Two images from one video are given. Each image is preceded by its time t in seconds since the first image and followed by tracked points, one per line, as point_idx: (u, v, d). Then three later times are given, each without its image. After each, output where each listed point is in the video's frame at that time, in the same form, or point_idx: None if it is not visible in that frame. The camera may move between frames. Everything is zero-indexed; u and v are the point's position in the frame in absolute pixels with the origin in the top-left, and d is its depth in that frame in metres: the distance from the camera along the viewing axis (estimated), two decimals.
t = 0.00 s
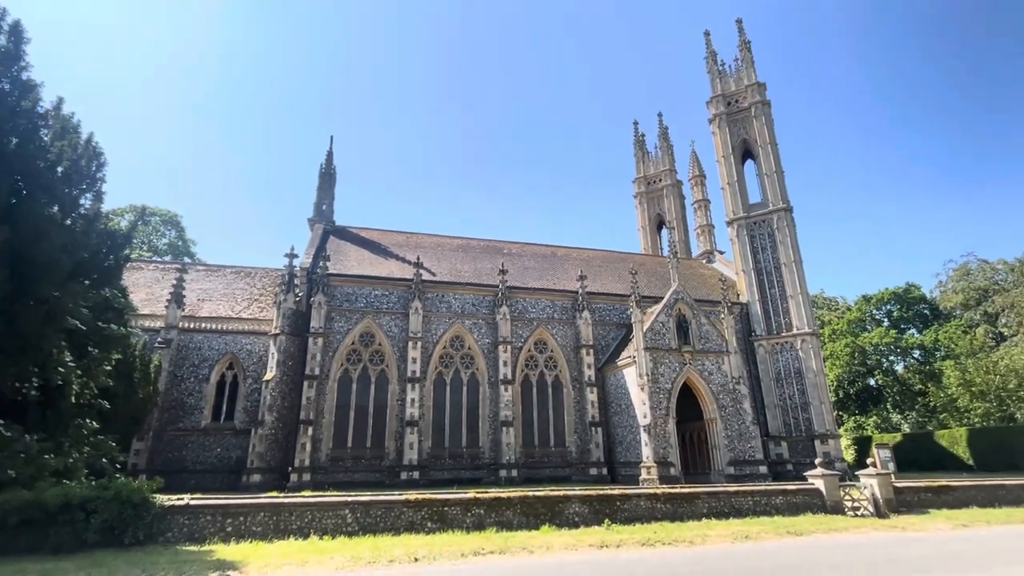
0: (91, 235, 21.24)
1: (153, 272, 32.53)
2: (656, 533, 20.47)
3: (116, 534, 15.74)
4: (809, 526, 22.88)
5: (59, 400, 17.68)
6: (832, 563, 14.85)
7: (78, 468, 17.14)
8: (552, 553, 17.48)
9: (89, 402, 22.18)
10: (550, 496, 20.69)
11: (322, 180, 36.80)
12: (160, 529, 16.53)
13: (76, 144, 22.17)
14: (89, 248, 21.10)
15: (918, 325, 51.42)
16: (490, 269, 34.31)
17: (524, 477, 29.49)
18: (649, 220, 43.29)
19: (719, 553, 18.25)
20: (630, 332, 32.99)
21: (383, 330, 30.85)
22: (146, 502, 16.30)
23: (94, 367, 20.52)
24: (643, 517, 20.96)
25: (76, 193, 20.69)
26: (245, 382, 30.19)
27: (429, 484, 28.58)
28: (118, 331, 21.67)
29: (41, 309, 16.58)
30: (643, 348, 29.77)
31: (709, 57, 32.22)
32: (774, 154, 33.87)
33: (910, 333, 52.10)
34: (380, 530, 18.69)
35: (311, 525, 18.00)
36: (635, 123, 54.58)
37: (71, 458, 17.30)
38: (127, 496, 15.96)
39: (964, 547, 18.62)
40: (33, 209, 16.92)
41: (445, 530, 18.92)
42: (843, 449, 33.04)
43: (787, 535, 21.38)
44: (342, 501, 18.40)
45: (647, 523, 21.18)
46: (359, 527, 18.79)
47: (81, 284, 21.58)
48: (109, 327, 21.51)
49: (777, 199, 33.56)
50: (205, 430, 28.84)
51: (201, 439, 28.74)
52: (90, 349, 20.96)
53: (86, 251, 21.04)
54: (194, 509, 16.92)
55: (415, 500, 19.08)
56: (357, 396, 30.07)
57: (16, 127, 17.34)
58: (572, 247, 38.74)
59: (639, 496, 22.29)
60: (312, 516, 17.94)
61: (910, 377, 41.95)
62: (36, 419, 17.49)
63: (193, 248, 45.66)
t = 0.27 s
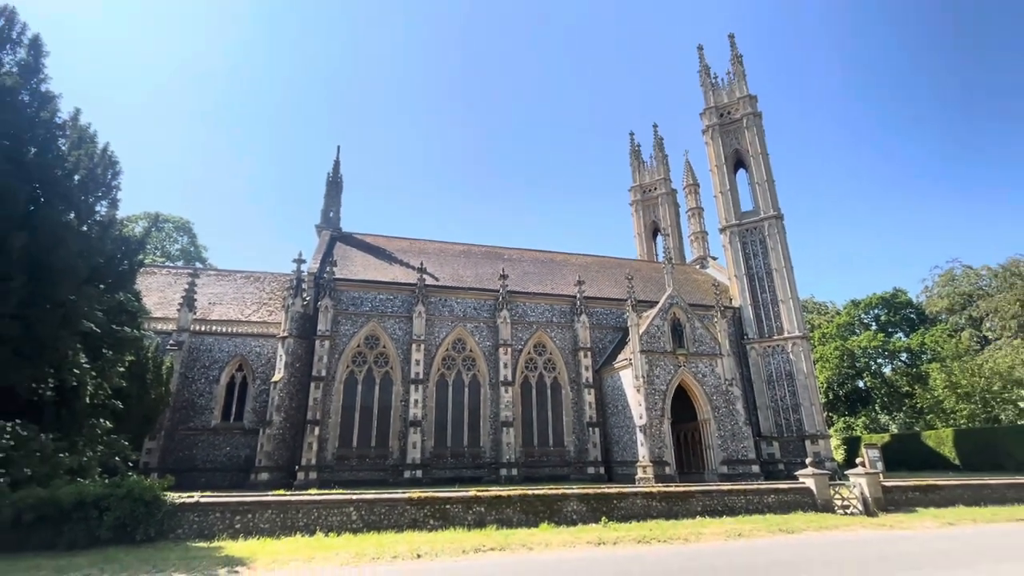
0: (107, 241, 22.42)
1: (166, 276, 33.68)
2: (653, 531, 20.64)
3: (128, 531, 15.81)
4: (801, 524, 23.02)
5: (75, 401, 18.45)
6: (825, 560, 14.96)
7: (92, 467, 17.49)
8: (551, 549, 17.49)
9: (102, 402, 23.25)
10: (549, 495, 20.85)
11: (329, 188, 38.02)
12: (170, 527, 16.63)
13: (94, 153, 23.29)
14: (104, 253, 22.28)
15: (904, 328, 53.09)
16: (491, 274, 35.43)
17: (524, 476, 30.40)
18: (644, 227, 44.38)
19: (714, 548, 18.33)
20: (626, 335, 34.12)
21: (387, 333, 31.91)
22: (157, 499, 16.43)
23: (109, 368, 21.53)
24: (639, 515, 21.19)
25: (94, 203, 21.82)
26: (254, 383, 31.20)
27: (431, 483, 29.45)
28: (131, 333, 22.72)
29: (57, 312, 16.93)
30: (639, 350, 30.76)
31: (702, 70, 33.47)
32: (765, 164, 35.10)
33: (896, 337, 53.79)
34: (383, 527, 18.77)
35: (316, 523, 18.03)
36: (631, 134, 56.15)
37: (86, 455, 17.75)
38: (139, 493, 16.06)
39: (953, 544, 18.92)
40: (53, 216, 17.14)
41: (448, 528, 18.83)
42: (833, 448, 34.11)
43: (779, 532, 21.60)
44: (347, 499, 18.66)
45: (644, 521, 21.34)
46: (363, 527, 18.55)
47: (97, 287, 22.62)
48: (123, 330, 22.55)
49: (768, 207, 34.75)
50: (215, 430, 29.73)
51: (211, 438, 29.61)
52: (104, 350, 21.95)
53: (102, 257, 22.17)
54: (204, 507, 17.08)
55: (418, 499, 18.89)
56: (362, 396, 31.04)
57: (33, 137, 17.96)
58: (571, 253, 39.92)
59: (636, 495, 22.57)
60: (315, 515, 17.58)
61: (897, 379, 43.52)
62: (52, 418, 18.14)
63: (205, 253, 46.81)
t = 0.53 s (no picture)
0: (119, 247, 23.27)
1: (176, 281, 34.64)
2: (650, 531, 20.91)
3: (138, 529, 16.14)
4: (795, 524, 23.24)
5: (87, 402, 19.33)
6: (815, 560, 15.42)
7: (103, 467, 18.15)
8: (550, 549, 17.89)
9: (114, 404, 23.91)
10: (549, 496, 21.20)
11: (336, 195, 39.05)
12: (179, 526, 16.96)
13: (108, 162, 24.17)
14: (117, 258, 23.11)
15: (896, 333, 54.09)
16: (492, 280, 36.34)
17: (524, 477, 31.06)
18: (642, 234, 45.27)
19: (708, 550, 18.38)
20: (624, 339, 35.00)
21: (391, 337, 32.76)
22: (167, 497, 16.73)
23: (120, 370, 22.28)
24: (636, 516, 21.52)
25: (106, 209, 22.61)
26: (261, 386, 32.01)
27: (434, 483, 30.08)
28: (142, 336, 23.54)
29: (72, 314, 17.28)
30: (636, 354, 31.44)
31: (697, 82, 34.48)
32: (759, 173, 36.07)
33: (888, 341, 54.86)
34: (388, 528, 19.08)
35: (322, 522, 18.40)
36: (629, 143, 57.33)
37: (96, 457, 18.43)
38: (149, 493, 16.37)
39: (942, 543, 19.55)
40: (67, 223, 17.54)
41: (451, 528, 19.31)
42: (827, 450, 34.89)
43: (773, 532, 21.88)
44: (350, 499, 18.94)
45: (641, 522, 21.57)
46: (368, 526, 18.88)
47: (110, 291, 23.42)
48: (134, 333, 23.37)
49: (763, 215, 35.72)
50: (222, 431, 30.45)
51: (219, 439, 30.32)
52: (116, 353, 22.69)
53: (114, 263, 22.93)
54: (213, 507, 17.42)
55: (421, 500, 19.37)
56: (367, 398, 31.79)
57: (51, 147, 18.67)
58: (570, 259, 40.87)
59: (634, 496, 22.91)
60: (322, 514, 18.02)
61: (890, 383, 44.30)
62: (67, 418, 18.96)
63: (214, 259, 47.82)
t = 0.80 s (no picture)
0: (121, 252, 23.32)
1: (178, 286, 34.74)
2: (651, 539, 20.73)
3: (138, 536, 15.87)
4: (798, 532, 23.03)
5: (88, 407, 19.32)
6: (819, 568, 15.26)
7: (102, 473, 18.14)
8: (552, 557, 17.79)
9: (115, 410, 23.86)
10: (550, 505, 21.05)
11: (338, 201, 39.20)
12: (178, 532, 16.83)
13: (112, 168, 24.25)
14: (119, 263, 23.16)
15: (898, 339, 53.88)
16: (493, 285, 36.37)
17: (525, 484, 30.92)
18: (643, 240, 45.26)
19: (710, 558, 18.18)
20: (625, 345, 34.97)
21: (392, 342, 32.75)
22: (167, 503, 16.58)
23: (121, 375, 22.20)
24: (638, 524, 21.36)
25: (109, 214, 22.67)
26: (263, 391, 32.00)
27: (434, 490, 29.94)
28: (143, 341, 23.49)
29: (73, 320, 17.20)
30: (638, 360, 31.35)
31: (699, 89, 34.61)
32: (760, 179, 36.14)
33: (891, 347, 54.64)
34: (388, 534, 18.95)
35: (322, 530, 18.31)
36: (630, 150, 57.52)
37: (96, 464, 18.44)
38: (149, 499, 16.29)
39: (946, 551, 19.39)
40: (70, 228, 17.54)
41: (452, 535, 19.17)
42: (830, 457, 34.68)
43: (776, 540, 21.69)
44: (351, 505, 18.71)
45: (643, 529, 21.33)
46: (367, 533, 18.69)
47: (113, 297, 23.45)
48: (136, 338, 23.33)
49: (764, 221, 35.76)
50: (223, 436, 30.39)
51: (219, 444, 30.27)
52: (117, 358, 22.65)
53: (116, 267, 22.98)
54: (212, 512, 17.35)
55: (421, 507, 19.20)
56: (368, 404, 31.73)
57: (55, 153, 18.81)
58: (572, 264, 40.93)
59: (636, 503, 22.79)
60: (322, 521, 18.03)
61: (893, 390, 44.21)
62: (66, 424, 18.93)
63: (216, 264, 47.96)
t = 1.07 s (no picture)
0: (124, 257, 23.40)
1: (181, 292, 34.83)
2: (653, 547, 20.54)
3: (138, 542, 15.92)
4: (802, 540, 22.80)
5: (89, 412, 19.33)
6: None
7: (103, 478, 18.13)
8: (553, 564, 17.62)
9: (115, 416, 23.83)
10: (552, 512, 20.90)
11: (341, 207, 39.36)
12: (179, 538, 16.77)
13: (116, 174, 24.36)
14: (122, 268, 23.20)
15: (902, 346, 53.62)
16: (495, 291, 36.40)
17: (527, 491, 30.74)
18: (645, 246, 45.26)
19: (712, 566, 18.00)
20: (628, 351, 34.90)
21: (394, 348, 32.73)
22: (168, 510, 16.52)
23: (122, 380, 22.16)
24: (640, 531, 21.20)
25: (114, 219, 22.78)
26: (264, 396, 31.98)
27: (435, 496, 29.77)
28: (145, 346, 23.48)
29: (75, 325, 17.17)
30: (640, 366, 31.21)
31: (700, 95, 34.74)
32: (762, 185, 36.18)
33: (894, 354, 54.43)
34: (388, 541, 18.83)
35: (322, 535, 18.18)
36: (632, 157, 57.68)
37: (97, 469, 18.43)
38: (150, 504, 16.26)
39: (951, 559, 19.19)
40: (74, 233, 17.65)
41: (452, 542, 19.05)
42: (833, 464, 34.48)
43: (779, 549, 21.48)
44: (352, 512, 18.57)
45: (645, 537, 21.12)
46: (369, 538, 18.61)
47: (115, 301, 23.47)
48: (138, 343, 23.33)
49: (766, 228, 35.77)
50: (224, 442, 30.33)
51: (220, 450, 30.21)
52: (118, 363, 22.63)
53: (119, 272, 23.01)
54: (213, 518, 17.28)
55: (423, 513, 19.13)
56: (369, 409, 31.66)
57: (61, 158, 18.96)
58: (573, 270, 40.96)
59: (639, 510, 22.65)
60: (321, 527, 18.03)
61: (896, 397, 44.04)
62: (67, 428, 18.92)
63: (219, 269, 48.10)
